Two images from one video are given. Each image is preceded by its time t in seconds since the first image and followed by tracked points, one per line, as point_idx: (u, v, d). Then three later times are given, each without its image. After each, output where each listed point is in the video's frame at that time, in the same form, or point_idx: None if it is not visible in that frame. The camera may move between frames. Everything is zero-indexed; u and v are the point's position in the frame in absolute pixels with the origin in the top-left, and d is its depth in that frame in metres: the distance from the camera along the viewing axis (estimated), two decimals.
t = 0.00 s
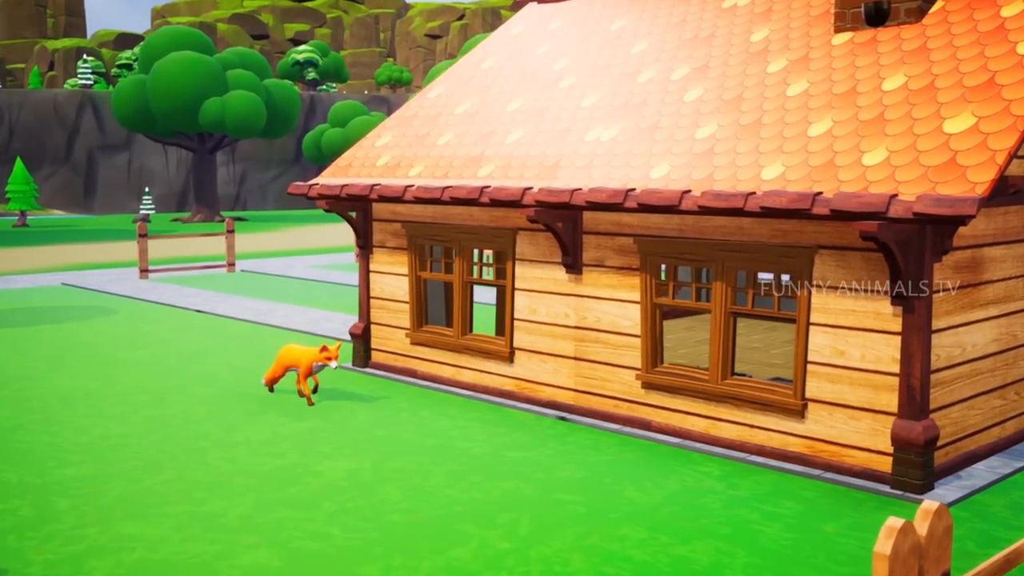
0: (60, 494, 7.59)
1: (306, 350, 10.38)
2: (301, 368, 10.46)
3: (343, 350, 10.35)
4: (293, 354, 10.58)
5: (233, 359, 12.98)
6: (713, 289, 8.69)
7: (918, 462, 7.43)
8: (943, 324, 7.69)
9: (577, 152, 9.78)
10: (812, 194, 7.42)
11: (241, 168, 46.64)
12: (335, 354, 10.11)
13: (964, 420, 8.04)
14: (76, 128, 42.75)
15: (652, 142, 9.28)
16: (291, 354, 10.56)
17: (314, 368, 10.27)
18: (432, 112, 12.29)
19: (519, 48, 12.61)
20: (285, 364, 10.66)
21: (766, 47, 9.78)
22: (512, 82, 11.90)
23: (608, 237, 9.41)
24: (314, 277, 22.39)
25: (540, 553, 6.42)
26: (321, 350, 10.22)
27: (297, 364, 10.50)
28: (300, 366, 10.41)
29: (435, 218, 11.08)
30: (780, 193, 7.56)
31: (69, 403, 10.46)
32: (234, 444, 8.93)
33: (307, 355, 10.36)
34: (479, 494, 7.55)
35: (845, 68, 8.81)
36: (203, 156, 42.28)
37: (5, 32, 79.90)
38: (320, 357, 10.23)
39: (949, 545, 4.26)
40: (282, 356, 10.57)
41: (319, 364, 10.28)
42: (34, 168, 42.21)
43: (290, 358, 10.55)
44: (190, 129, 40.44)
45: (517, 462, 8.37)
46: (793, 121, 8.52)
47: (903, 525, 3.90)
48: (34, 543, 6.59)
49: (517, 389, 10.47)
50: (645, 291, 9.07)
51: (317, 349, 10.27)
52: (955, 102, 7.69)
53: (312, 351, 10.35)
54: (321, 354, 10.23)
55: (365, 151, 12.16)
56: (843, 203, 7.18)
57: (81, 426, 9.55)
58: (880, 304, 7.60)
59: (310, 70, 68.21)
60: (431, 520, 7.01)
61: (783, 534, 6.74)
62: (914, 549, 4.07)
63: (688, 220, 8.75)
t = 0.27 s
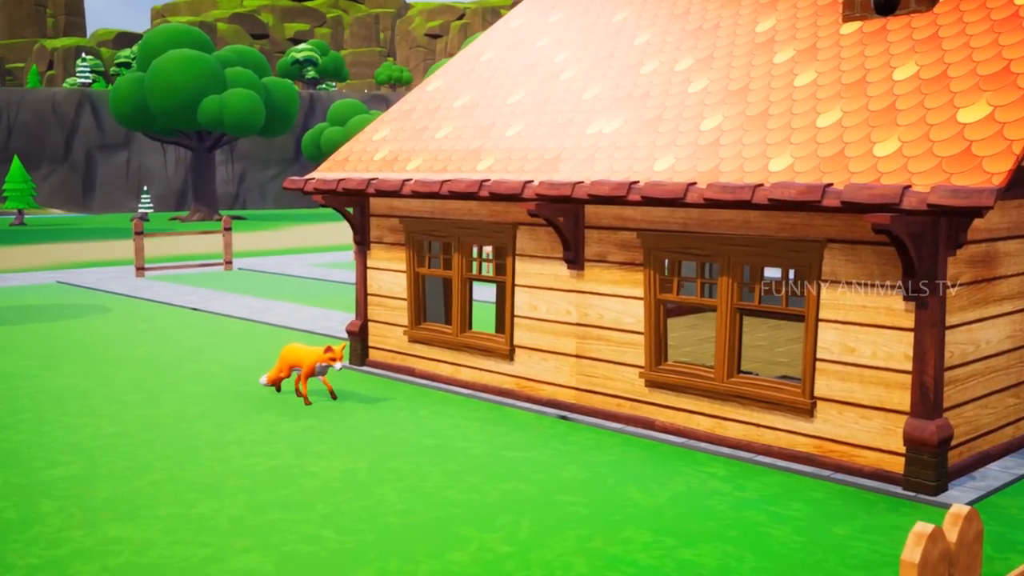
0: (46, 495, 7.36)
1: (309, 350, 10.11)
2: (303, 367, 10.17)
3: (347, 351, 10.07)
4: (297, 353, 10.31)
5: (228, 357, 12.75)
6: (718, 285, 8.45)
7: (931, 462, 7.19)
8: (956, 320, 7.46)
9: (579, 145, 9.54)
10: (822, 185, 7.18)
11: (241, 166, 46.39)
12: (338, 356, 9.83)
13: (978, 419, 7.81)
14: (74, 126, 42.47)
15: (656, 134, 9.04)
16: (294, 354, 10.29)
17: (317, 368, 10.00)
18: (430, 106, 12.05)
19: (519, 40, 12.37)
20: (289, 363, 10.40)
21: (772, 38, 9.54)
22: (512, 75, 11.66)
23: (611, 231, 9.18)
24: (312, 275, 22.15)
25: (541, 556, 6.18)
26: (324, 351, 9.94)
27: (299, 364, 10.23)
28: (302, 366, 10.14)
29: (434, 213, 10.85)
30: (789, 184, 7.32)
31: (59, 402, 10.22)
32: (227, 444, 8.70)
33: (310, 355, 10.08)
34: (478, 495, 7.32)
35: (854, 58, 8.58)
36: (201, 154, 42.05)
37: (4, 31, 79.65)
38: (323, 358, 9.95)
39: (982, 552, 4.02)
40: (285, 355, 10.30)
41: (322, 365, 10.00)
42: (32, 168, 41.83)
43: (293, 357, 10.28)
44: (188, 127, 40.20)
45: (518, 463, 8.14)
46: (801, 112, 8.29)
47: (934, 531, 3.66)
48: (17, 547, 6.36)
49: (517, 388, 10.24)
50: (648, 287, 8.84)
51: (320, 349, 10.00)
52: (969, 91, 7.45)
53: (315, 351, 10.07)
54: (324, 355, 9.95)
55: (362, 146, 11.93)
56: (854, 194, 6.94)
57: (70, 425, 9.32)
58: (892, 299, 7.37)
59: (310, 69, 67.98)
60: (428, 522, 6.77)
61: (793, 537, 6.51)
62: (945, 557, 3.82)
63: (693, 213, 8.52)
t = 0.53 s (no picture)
0: (33, 496, 7.14)
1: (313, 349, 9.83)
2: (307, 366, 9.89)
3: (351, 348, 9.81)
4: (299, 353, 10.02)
5: (223, 356, 12.54)
6: (724, 281, 8.24)
7: (943, 463, 6.98)
8: (969, 316, 7.24)
9: (581, 138, 9.33)
10: (832, 177, 6.96)
11: (241, 165, 46.17)
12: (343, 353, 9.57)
13: (990, 418, 7.60)
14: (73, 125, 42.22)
15: (659, 126, 8.82)
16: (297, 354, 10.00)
17: (320, 367, 9.72)
18: (429, 99, 11.84)
19: (519, 33, 12.15)
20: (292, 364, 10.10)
21: (778, 29, 9.33)
22: (512, 68, 11.45)
23: (613, 226, 8.97)
24: (310, 274, 21.95)
25: (542, 560, 5.97)
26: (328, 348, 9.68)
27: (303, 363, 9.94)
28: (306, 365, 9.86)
29: (432, 209, 10.64)
30: (797, 176, 7.11)
31: (49, 401, 10.01)
32: (220, 443, 8.49)
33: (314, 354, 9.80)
34: (477, 497, 7.11)
35: (862, 48, 8.36)
36: (200, 153, 41.85)
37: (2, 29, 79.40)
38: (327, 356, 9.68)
39: (1013, 558, 3.83)
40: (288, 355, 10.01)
41: (327, 363, 9.73)
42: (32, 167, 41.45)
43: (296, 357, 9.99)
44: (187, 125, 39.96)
45: (517, 463, 7.93)
46: (809, 103, 8.07)
47: (963, 537, 3.47)
48: None
49: (517, 386, 10.03)
50: (651, 283, 8.63)
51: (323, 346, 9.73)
52: (982, 80, 7.24)
53: (318, 350, 9.80)
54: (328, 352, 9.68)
55: (360, 140, 11.71)
56: (865, 186, 6.73)
57: (59, 425, 9.10)
58: (903, 295, 7.16)
59: (309, 67, 67.74)
60: (425, 525, 6.56)
61: (802, 540, 6.30)
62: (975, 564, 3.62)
63: (698, 208, 8.31)
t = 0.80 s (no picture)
0: (20, 498, 6.96)
1: (315, 349, 9.53)
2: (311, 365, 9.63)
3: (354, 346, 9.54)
4: (302, 353, 9.72)
5: (219, 354, 12.36)
6: (728, 277, 8.05)
7: (955, 463, 6.79)
8: (981, 313, 7.06)
9: (583, 131, 9.15)
10: (840, 169, 6.78)
11: (240, 165, 45.97)
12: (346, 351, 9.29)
13: (1002, 417, 7.41)
14: (71, 125, 41.99)
15: (663, 119, 8.64)
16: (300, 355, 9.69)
17: (324, 367, 9.43)
18: (427, 94, 11.65)
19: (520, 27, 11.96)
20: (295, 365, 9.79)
21: (783, 20, 9.14)
22: (512, 62, 11.27)
23: (616, 222, 8.79)
24: (308, 272, 21.77)
25: (543, 564, 5.79)
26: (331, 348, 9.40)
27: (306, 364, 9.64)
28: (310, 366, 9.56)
29: (431, 205, 10.46)
30: (805, 169, 6.92)
31: (41, 401, 9.82)
32: (213, 443, 8.31)
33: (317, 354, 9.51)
34: (476, 498, 6.93)
35: (870, 39, 8.18)
36: (199, 151, 41.65)
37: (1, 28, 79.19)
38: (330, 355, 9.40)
39: None
40: (291, 355, 9.73)
41: (331, 363, 9.44)
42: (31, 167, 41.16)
43: (299, 358, 9.68)
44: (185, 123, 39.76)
45: (518, 463, 7.74)
46: (816, 95, 7.89)
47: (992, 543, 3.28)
48: None
49: (517, 385, 9.84)
50: (655, 280, 8.44)
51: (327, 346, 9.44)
52: (994, 71, 7.06)
53: (321, 350, 9.52)
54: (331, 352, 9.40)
55: (357, 135, 11.52)
56: (875, 178, 6.54)
57: (50, 425, 8.91)
58: (913, 290, 6.98)
59: (309, 66, 67.54)
60: (423, 527, 6.38)
61: (811, 543, 6.12)
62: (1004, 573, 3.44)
63: (702, 202, 8.13)
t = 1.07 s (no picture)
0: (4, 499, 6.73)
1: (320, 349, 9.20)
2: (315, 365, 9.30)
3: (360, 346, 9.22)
4: (306, 352, 9.39)
5: (214, 352, 12.12)
6: (735, 272, 7.82)
7: (971, 463, 6.56)
8: (997, 308, 6.82)
9: (585, 123, 8.91)
10: (852, 159, 6.54)
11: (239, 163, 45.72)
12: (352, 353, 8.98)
13: (1018, 416, 7.17)
14: (71, 123, 41.75)
15: (667, 110, 8.40)
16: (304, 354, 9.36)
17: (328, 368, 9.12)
18: (426, 87, 11.42)
19: (520, 18, 11.71)
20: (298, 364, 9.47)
21: (791, 9, 8.89)
22: (513, 54, 11.03)
23: (619, 215, 8.55)
24: (306, 270, 21.53)
25: (544, 568, 5.56)
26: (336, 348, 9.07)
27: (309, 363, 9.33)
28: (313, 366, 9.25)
29: (430, 199, 10.22)
30: (815, 159, 6.69)
31: (29, 399, 9.59)
32: (205, 443, 8.07)
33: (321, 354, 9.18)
34: (475, 500, 6.69)
35: (881, 27, 7.93)
36: (198, 149, 41.34)
37: None
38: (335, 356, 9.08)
39: None
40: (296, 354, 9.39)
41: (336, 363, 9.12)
42: (27, 165, 40.94)
43: (302, 357, 9.36)
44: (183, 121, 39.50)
45: (518, 464, 7.51)
46: (826, 85, 7.65)
47: None
48: None
49: (517, 383, 9.61)
50: (659, 275, 8.21)
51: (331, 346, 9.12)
52: (1011, 58, 6.82)
53: (325, 349, 9.20)
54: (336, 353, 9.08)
55: (355, 128, 11.29)
56: (889, 168, 6.30)
57: (38, 424, 8.68)
58: (926, 285, 6.75)
59: (308, 65, 67.29)
60: (419, 530, 6.14)
61: (823, 547, 5.88)
62: None
63: (708, 195, 7.89)
